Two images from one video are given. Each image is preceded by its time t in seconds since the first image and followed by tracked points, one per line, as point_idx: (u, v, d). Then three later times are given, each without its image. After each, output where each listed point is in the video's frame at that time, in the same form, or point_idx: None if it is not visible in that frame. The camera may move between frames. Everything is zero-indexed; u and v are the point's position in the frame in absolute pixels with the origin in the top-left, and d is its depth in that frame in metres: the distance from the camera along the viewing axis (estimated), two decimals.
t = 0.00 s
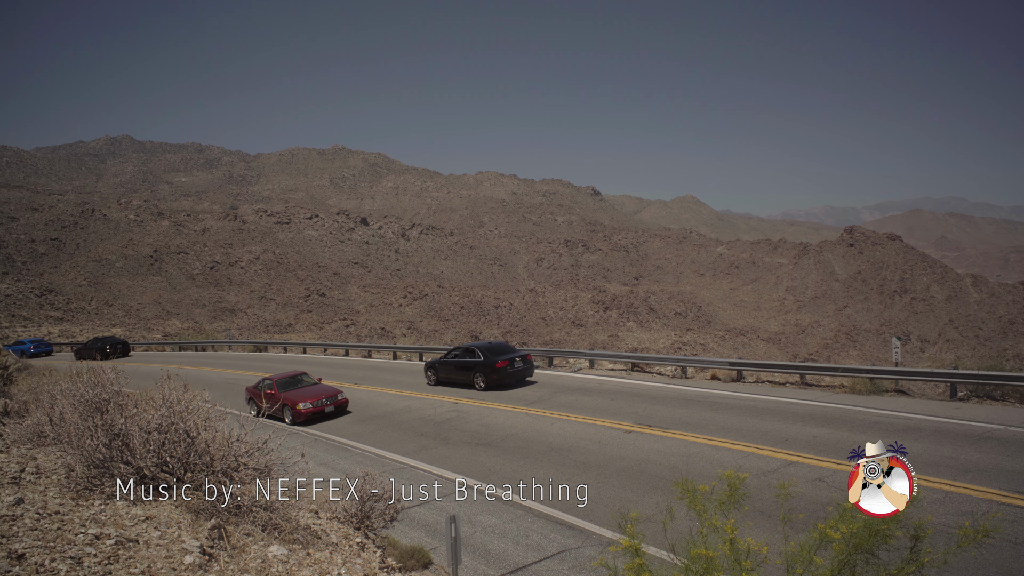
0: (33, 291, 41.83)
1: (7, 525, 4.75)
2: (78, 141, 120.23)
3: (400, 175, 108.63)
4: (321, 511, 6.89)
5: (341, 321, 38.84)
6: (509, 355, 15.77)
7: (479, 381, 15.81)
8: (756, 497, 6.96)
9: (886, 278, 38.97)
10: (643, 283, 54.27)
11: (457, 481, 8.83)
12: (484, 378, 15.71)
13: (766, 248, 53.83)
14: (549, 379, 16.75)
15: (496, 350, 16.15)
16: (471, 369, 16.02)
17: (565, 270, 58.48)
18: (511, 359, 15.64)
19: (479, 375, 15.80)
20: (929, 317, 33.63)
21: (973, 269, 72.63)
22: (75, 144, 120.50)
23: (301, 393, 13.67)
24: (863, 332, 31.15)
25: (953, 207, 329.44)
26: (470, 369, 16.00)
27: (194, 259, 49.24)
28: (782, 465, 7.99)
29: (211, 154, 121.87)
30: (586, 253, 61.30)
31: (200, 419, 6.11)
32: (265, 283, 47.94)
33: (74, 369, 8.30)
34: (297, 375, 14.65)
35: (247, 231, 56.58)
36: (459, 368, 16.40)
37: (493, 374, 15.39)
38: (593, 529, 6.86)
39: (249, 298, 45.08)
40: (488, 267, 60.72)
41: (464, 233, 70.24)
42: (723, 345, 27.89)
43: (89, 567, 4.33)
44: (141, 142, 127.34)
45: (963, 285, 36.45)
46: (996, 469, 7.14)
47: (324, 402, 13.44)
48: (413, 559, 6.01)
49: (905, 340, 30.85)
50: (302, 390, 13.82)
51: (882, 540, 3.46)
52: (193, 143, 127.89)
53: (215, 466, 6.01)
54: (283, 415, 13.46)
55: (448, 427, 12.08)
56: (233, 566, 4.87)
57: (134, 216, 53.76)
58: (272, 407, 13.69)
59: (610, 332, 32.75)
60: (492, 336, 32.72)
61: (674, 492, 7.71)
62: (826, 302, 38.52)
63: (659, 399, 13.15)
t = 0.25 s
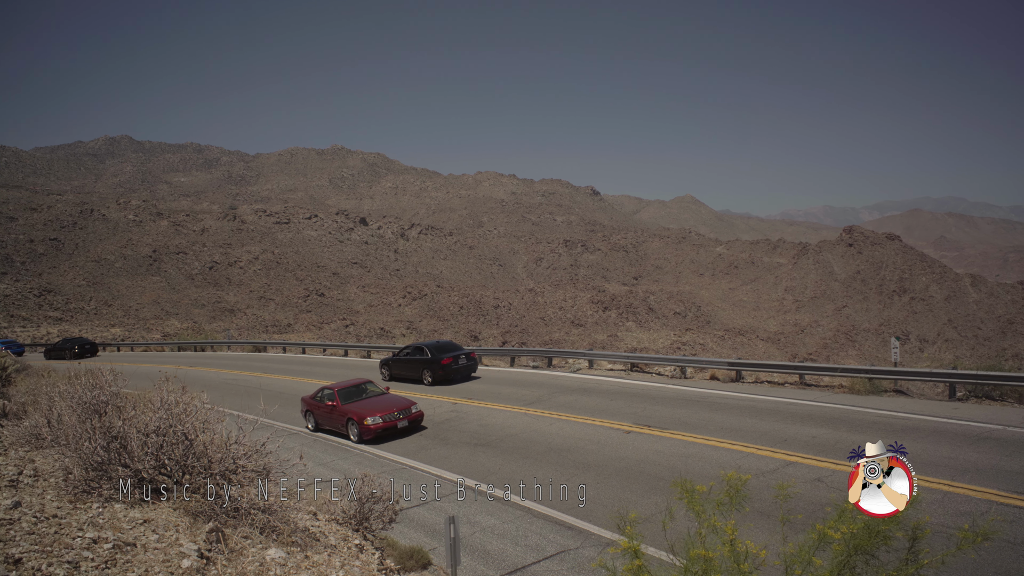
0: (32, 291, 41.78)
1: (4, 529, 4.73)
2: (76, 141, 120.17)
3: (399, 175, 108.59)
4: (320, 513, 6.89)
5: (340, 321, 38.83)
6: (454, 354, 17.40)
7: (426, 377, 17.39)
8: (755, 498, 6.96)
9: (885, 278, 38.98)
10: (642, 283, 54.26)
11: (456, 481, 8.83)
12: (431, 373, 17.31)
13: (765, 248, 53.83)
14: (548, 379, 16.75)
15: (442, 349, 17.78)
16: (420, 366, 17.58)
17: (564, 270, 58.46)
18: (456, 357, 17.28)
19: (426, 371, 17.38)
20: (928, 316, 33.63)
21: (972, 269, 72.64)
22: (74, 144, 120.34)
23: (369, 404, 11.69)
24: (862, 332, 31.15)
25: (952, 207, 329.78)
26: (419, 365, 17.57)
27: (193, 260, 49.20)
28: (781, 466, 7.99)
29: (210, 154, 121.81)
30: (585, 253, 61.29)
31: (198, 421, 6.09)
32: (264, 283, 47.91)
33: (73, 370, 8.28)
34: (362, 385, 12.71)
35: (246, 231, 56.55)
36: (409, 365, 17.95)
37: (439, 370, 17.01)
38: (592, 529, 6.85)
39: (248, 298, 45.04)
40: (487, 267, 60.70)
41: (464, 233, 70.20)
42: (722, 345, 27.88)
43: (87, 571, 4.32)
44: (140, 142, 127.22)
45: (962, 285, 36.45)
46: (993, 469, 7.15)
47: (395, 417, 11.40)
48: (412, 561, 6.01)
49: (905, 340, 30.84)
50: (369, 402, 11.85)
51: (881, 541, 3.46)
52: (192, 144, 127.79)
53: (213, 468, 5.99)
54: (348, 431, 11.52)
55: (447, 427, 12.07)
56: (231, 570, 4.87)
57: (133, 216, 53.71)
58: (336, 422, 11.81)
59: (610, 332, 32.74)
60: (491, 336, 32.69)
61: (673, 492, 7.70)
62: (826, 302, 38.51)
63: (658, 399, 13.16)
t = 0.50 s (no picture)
0: (30, 291, 41.72)
1: None
2: (75, 141, 119.96)
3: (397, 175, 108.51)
4: (317, 515, 6.87)
5: (339, 321, 38.81)
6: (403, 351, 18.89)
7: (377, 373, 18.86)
8: (753, 499, 6.94)
9: (883, 278, 39.00)
10: (641, 283, 54.26)
11: (455, 482, 8.83)
12: (381, 369, 18.81)
13: (764, 248, 53.85)
14: (547, 379, 16.76)
15: (393, 346, 19.28)
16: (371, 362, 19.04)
17: (563, 270, 58.44)
18: (404, 354, 18.77)
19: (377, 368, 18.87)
20: (927, 316, 33.65)
21: (971, 269, 72.70)
22: (72, 144, 120.05)
23: (456, 421, 9.62)
24: (861, 332, 31.16)
25: (950, 207, 330.18)
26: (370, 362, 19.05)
27: (192, 260, 49.14)
28: (779, 466, 7.99)
29: (208, 154, 121.69)
30: (584, 253, 61.27)
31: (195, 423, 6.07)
32: (263, 283, 47.86)
33: (71, 372, 8.26)
34: (441, 396, 10.62)
35: (245, 231, 56.49)
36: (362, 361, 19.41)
37: (389, 366, 18.53)
38: (590, 530, 6.85)
39: (246, 298, 45.00)
40: (486, 267, 60.66)
41: (462, 233, 70.15)
42: (720, 345, 27.88)
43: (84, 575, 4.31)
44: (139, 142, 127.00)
45: (960, 285, 36.47)
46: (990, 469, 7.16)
47: (487, 436, 9.34)
48: (411, 561, 6.03)
49: (903, 340, 30.84)
50: (455, 418, 9.79)
51: (880, 544, 3.46)
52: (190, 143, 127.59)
53: (211, 470, 5.98)
54: (432, 453, 9.54)
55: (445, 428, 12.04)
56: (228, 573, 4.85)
57: (131, 216, 53.64)
58: (416, 443, 9.86)
59: (609, 332, 32.71)
60: (490, 336, 32.67)
61: (671, 493, 7.68)
62: (824, 301, 38.52)
63: (657, 399, 13.16)
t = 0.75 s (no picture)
0: (26, 292, 41.57)
1: None
2: (71, 141, 119.61)
3: (395, 175, 108.37)
4: (314, 518, 6.85)
5: (336, 322, 38.74)
6: (353, 349, 20.74)
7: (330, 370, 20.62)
8: (750, 500, 6.92)
9: (880, 278, 39.07)
10: (638, 282, 54.29)
11: (452, 483, 8.80)
12: (334, 366, 20.55)
13: (761, 248, 53.92)
14: (545, 380, 16.73)
15: (345, 344, 21.00)
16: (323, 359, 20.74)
17: (560, 270, 58.44)
18: (355, 351, 20.65)
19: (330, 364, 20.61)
20: (923, 316, 33.72)
21: (967, 269, 72.88)
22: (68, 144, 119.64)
23: (576, 447, 7.70)
24: (858, 332, 31.21)
25: (947, 207, 331.18)
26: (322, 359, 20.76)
27: (189, 260, 49.01)
28: (776, 466, 7.98)
29: (206, 154, 121.45)
30: (581, 252, 61.28)
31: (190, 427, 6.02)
32: (260, 283, 47.77)
33: (65, 375, 8.21)
34: (548, 412, 8.69)
35: (242, 231, 56.36)
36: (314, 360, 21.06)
37: (341, 363, 20.31)
38: (587, 531, 6.83)
39: (243, 298, 44.91)
40: (483, 267, 60.62)
41: (460, 233, 70.10)
42: (718, 345, 27.89)
43: None
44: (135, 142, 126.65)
45: (957, 284, 36.55)
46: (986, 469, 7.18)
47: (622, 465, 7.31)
48: (408, 562, 6.02)
49: (900, 339, 30.88)
50: (573, 443, 7.87)
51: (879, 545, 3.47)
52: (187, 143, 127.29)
53: (205, 474, 5.95)
54: (549, 488, 7.61)
55: (442, 428, 12.01)
56: None
57: (128, 216, 53.49)
58: (521, 472, 8.03)
59: (606, 331, 32.71)
60: (487, 336, 32.65)
61: (668, 495, 7.65)
62: (821, 301, 38.57)
63: (655, 399, 13.14)
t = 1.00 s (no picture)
0: (21, 292, 41.34)
1: None
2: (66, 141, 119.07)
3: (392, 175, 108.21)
4: (309, 520, 6.79)
5: (333, 321, 38.64)
6: (307, 347, 22.31)
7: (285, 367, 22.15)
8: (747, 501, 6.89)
9: (877, 277, 39.16)
10: (635, 282, 54.33)
11: (449, 483, 8.75)
12: (289, 364, 22.03)
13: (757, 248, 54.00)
14: (542, 380, 16.70)
15: (299, 343, 22.49)
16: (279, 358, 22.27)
17: (557, 270, 58.43)
18: (309, 350, 22.17)
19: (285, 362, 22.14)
20: (920, 316, 33.80)
21: (963, 269, 73.15)
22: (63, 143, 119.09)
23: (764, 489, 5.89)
24: (854, 331, 31.26)
25: (942, 207, 332.57)
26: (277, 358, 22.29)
27: (185, 260, 48.83)
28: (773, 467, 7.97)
29: (202, 153, 120.98)
30: (578, 252, 61.27)
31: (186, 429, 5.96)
32: (256, 283, 47.62)
33: (59, 378, 8.14)
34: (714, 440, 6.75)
35: (238, 231, 56.17)
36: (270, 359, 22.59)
37: (295, 360, 21.78)
38: (584, 532, 6.79)
39: (240, 298, 44.76)
40: (480, 267, 60.56)
41: (456, 233, 70.02)
42: (714, 344, 27.89)
43: None
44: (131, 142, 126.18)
45: (953, 284, 36.65)
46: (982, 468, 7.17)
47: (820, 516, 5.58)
48: (404, 563, 5.99)
49: (896, 339, 30.93)
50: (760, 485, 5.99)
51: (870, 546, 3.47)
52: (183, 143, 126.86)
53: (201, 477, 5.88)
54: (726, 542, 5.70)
55: (439, 429, 11.96)
56: None
57: (124, 216, 53.27)
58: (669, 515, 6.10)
59: (603, 331, 32.70)
60: (484, 336, 32.61)
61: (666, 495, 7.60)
62: (818, 301, 38.64)
63: (652, 399, 13.12)
